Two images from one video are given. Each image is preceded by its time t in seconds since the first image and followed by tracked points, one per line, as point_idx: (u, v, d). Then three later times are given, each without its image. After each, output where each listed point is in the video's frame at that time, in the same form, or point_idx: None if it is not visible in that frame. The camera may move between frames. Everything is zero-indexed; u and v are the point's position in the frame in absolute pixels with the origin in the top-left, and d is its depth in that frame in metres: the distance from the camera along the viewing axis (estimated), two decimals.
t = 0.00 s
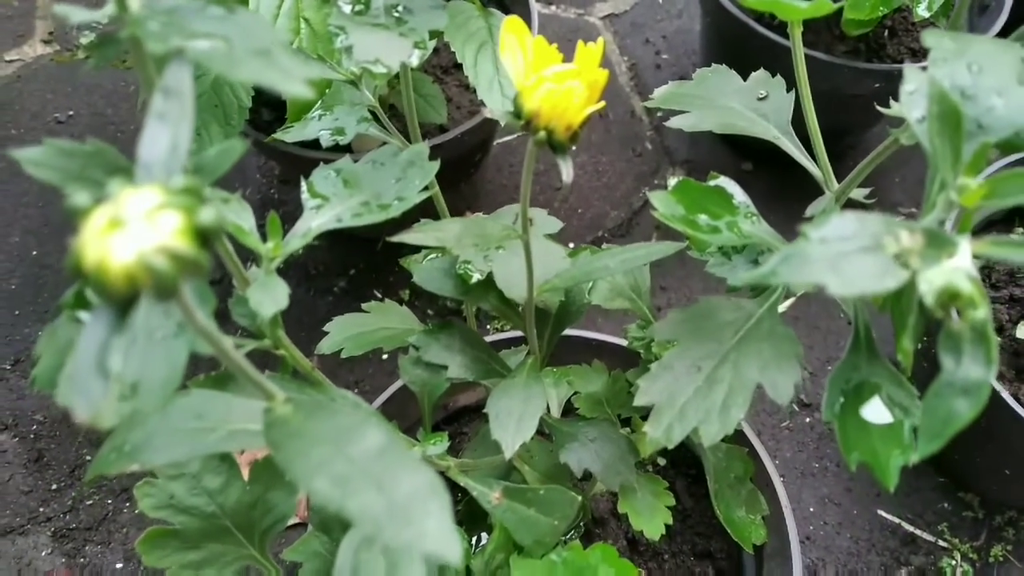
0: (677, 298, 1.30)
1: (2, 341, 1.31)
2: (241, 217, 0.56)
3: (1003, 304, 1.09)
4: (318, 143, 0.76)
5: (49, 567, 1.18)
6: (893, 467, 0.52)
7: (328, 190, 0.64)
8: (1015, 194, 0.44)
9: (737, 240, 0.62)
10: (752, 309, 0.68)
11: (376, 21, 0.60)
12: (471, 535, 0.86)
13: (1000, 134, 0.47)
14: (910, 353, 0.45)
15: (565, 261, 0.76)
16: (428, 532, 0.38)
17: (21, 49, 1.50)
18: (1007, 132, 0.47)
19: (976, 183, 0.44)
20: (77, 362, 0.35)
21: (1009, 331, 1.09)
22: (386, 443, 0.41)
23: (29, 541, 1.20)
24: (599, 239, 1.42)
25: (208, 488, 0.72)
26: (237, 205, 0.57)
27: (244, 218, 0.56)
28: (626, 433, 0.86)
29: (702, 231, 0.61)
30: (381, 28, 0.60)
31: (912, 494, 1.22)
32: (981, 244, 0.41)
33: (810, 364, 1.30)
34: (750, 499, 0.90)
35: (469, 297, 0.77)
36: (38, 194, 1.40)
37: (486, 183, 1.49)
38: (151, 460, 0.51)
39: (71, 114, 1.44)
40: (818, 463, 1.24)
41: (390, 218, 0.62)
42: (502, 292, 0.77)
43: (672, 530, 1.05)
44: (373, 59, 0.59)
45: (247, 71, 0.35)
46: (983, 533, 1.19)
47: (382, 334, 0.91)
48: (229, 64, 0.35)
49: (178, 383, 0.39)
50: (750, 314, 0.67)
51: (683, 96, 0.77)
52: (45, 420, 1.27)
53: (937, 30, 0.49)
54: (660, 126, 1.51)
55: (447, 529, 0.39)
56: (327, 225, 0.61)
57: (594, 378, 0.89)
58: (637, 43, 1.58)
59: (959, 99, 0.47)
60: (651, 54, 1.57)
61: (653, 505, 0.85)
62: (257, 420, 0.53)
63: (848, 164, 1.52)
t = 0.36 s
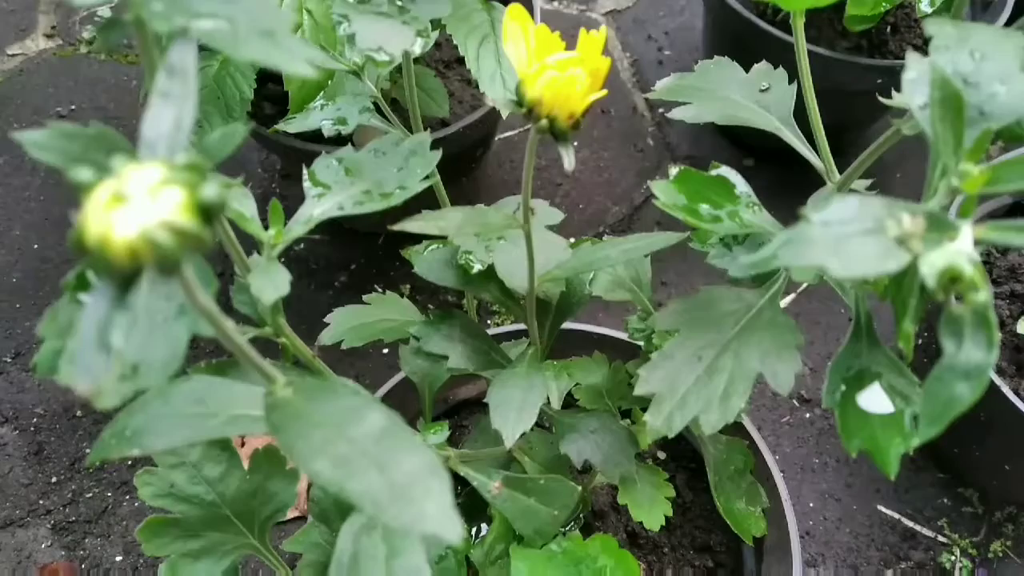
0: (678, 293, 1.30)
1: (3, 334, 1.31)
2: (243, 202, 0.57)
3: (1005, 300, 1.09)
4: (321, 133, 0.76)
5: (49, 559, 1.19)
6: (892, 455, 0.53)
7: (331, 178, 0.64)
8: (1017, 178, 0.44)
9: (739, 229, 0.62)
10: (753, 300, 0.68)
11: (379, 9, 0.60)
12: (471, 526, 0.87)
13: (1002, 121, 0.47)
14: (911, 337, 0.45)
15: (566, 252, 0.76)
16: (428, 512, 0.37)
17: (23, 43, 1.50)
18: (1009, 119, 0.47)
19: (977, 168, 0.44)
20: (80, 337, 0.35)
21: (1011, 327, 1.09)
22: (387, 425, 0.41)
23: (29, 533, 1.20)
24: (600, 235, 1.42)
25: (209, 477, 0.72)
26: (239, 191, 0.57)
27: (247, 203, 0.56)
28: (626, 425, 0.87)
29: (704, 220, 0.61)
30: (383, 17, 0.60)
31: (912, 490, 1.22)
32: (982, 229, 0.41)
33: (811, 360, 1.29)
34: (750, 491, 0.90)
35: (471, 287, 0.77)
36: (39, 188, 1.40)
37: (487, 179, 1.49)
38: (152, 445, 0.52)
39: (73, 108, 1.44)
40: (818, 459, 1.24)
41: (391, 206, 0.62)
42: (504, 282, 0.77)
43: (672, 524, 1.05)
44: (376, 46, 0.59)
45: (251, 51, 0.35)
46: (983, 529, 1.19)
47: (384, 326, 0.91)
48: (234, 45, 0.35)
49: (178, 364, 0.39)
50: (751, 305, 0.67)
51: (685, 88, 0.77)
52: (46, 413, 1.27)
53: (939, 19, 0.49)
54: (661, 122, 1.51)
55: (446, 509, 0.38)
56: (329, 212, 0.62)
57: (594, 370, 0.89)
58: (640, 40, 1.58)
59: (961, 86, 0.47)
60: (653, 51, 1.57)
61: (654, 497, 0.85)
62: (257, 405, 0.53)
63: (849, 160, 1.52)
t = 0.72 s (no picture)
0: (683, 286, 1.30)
1: (9, 324, 1.32)
2: (248, 184, 0.57)
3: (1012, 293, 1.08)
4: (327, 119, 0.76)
5: (55, 548, 1.19)
6: (898, 439, 0.52)
7: (336, 162, 0.64)
8: None
9: (744, 215, 0.62)
10: (758, 287, 0.67)
11: None
12: (475, 513, 0.87)
13: (1009, 103, 0.47)
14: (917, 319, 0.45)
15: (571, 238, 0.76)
16: (434, 489, 0.38)
17: (29, 35, 1.50)
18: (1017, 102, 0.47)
19: (984, 150, 0.43)
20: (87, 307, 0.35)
21: (1018, 320, 1.09)
22: (393, 404, 0.41)
23: (35, 522, 1.21)
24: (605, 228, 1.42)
25: (214, 462, 0.72)
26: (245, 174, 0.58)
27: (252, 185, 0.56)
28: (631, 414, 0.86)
29: (710, 206, 0.61)
30: None
31: (916, 485, 1.22)
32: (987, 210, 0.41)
33: (816, 354, 1.29)
34: (755, 482, 0.90)
35: (475, 274, 0.77)
36: (45, 179, 1.41)
37: (492, 172, 1.49)
38: (158, 426, 0.52)
39: (79, 99, 1.44)
40: (822, 453, 1.24)
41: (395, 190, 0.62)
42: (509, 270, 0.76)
43: (676, 515, 1.04)
44: (382, 29, 0.59)
45: (256, 26, 0.35)
46: (988, 523, 1.18)
47: (389, 314, 0.91)
48: (239, 19, 0.35)
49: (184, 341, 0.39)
50: (756, 293, 0.67)
51: (690, 76, 0.77)
52: (51, 403, 1.27)
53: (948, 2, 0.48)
54: (666, 115, 1.51)
55: (451, 486, 0.38)
56: (334, 196, 0.62)
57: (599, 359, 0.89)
58: (645, 33, 1.58)
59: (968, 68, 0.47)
60: (659, 44, 1.57)
61: (658, 485, 0.85)
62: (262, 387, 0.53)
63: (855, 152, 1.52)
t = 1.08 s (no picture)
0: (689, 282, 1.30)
1: (16, 317, 1.32)
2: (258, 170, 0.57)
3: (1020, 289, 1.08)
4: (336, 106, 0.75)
5: (61, 539, 1.19)
6: (909, 428, 0.52)
7: (346, 150, 0.64)
8: None
9: (755, 204, 0.62)
10: (768, 278, 0.67)
11: None
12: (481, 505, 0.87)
13: None
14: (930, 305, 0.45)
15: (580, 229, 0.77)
16: (446, 471, 0.38)
17: (37, 28, 1.50)
18: None
19: (1000, 136, 0.43)
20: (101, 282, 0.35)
21: None
22: (405, 386, 0.41)
23: (41, 514, 1.21)
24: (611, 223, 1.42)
25: (221, 451, 0.72)
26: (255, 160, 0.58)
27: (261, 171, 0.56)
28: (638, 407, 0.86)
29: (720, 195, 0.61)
30: None
31: (922, 482, 1.22)
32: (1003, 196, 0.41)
33: (822, 351, 1.29)
34: (761, 475, 0.90)
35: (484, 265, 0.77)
36: (52, 171, 1.41)
37: (498, 167, 1.49)
38: (167, 411, 0.52)
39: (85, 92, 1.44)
40: (828, 449, 1.23)
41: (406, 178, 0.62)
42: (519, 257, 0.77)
43: (681, 509, 1.04)
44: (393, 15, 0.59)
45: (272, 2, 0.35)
46: (994, 521, 1.18)
47: (395, 305, 0.91)
48: None
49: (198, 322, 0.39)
50: (766, 284, 0.67)
51: (700, 67, 0.77)
52: (57, 395, 1.27)
53: None
54: (673, 111, 1.50)
55: (463, 468, 0.38)
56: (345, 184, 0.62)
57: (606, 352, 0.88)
58: (652, 29, 1.57)
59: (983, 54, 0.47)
60: (666, 40, 1.56)
61: (664, 478, 0.85)
62: (272, 372, 0.53)
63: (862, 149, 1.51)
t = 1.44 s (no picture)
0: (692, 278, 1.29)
1: (17, 311, 1.32)
2: (258, 158, 0.56)
3: None
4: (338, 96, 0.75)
5: (61, 533, 1.19)
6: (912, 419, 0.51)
7: (346, 139, 0.64)
8: None
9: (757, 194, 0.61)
10: (770, 270, 0.67)
11: None
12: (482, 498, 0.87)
13: None
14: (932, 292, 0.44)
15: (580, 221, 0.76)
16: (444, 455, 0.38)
17: (38, 22, 1.49)
18: None
19: (1004, 122, 0.43)
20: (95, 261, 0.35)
21: None
22: (404, 371, 0.41)
23: (42, 507, 1.21)
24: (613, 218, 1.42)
25: (221, 442, 0.72)
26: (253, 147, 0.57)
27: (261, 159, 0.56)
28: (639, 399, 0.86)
29: (723, 184, 0.61)
30: None
31: (925, 478, 1.21)
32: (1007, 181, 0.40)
33: (825, 347, 1.28)
34: (763, 469, 0.89)
35: (485, 256, 0.76)
36: (53, 166, 1.40)
37: (500, 162, 1.48)
38: (166, 398, 0.51)
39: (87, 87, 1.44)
40: (831, 445, 1.23)
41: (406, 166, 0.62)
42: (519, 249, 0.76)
43: (683, 504, 1.04)
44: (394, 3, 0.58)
45: None
46: (997, 517, 1.18)
47: (395, 297, 0.91)
48: None
49: (194, 308, 0.38)
50: (768, 275, 0.67)
51: (702, 58, 0.77)
52: (58, 389, 1.27)
53: None
54: (675, 107, 1.50)
55: (462, 453, 0.38)
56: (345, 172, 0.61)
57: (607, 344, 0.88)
58: (655, 24, 1.57)
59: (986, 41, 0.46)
60: (668, 35, 1.56)
61: (665, 471, 0.84)
62: (271, 360, 0.53)
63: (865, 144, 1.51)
